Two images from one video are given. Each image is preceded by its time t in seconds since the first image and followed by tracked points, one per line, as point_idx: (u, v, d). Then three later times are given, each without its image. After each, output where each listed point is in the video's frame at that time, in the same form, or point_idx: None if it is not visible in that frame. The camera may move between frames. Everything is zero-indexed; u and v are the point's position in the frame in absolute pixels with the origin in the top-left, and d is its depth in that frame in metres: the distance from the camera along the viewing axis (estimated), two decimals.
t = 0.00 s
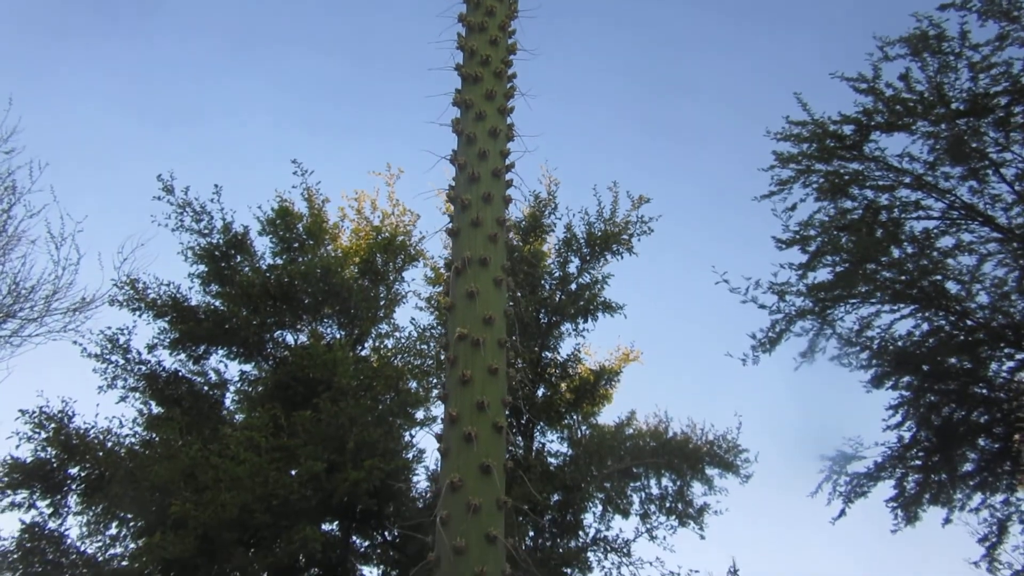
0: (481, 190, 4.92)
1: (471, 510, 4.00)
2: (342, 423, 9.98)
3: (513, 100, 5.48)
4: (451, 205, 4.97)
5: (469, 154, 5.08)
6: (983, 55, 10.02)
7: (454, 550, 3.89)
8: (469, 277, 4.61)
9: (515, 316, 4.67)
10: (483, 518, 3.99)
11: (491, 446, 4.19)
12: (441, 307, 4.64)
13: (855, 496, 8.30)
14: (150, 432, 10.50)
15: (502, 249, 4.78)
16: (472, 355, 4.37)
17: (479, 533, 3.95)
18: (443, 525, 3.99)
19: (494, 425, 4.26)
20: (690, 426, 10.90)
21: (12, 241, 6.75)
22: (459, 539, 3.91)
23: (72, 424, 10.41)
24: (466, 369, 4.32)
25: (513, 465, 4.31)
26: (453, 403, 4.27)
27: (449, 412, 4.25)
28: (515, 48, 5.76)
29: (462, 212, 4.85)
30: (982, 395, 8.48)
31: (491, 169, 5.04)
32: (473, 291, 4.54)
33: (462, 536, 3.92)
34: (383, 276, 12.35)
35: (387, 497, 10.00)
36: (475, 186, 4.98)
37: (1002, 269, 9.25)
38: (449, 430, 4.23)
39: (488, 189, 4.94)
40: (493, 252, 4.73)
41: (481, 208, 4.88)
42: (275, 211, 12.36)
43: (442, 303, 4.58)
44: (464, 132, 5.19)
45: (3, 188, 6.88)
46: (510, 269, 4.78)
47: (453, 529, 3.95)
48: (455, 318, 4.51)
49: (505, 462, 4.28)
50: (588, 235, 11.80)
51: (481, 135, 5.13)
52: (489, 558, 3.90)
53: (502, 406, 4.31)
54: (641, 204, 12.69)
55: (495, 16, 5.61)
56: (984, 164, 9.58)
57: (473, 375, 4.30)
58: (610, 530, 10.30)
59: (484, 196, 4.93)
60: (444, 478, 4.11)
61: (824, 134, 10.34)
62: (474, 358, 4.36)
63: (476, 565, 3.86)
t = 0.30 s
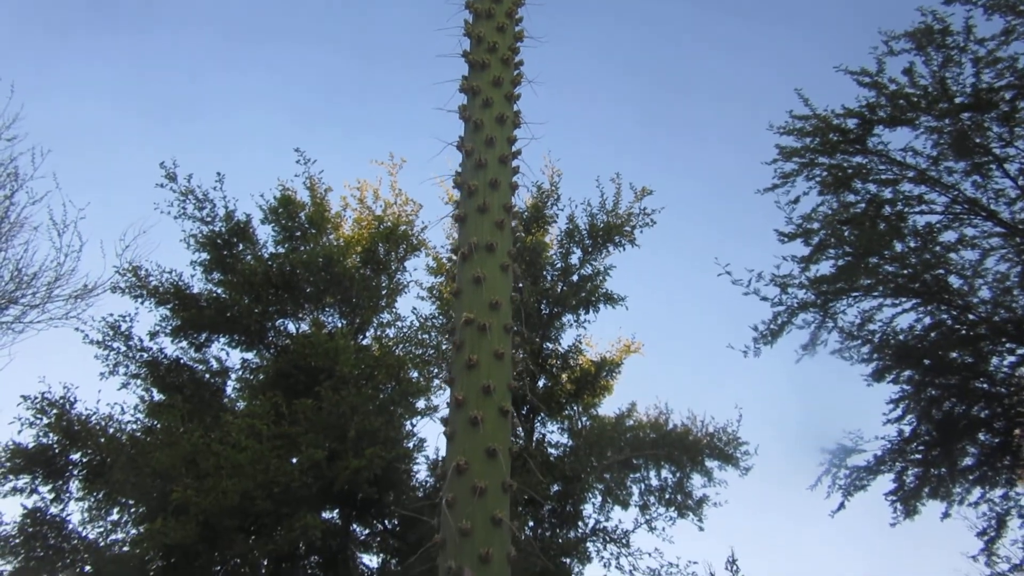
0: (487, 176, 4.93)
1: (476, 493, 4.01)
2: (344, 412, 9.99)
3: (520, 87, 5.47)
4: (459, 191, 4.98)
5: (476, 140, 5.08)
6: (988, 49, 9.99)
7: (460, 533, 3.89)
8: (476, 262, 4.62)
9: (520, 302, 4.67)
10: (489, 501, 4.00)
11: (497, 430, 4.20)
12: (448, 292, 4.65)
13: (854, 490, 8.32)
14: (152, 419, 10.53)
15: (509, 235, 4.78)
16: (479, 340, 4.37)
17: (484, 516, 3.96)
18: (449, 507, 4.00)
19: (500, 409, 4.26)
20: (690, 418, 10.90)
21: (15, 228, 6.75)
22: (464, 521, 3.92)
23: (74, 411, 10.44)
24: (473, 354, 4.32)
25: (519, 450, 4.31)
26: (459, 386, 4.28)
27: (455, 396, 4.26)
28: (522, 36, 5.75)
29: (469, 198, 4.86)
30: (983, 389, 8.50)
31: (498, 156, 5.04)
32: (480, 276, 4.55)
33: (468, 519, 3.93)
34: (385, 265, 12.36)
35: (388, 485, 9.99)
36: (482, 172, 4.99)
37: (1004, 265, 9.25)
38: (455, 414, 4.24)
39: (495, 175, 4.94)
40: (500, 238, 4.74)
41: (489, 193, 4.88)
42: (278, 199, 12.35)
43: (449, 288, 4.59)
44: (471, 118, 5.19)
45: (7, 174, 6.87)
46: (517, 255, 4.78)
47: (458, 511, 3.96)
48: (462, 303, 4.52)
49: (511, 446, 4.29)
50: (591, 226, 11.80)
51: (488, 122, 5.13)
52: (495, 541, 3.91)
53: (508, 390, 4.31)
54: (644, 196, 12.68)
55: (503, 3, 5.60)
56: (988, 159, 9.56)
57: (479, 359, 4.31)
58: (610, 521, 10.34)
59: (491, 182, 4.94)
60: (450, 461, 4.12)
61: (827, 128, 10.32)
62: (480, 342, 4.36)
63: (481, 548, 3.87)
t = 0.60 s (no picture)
0: (495, 161, 4.92)
1: (486, 478, 3.99)
2: (347, 403, 10.02)
3: (528, 72, 5.45)
4: (467, 176, 4.98)
5: (483, 125, 5.06)
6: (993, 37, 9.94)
7: (470, 518, 3.88)
8: (484, 247, 4.61)
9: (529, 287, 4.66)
10: (498, 486, 3.99)
11: (507, 416, 4.18)
12: (456, 278, 4.64)
13: (859, 479, 8.32)
14: (156, 411, 10.56)
15: (517, 221, 4.78)
16: (488, 325, 4.36)
17: (494, 501, 3.95)
18: (458, 493, 3.98)
19: (510, 394, 4.24)
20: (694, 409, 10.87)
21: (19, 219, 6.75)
22: (474, 506, 3.91)
23: (79, 402, 10.47)
24: (482, 339, 4.31)
25: (528, 435, 4.30)
26: (469, 372, 4.27)
27: (464, 381, 4.25)
28: (528, 21, 5.72)
29: (477, 182, 4.85)
30: (988, 378, 8.47)
31: (506, 141, 5.03)
32: (489, 261, 4.54)
33: (478, 503, 3.91)
34: (389, 256, 12.34)
35: (393, 476, 10.01)
36: (490, 157, 4.98)
37: (1009, 254, 9.22)
38: (464, 399, 4.22)
39: (503, 160, 4.93)
40: (508, 223, 4.73)
41: (497, 178, 4.87)
42: (281, 191, 12.35)
43: (458, 273, 4.58)
44: (479, 103, 5.18)
45: (10, 166, 6.87)
46: (526, 240, 4.77)
47: (468, 496, 3.94)
48: (470, 288, 4.51)
49: (521, 432, 4.27)
50: (595, 217, 11.78)
51: (497, 106, 5.11)
52: (505, 526, 3.90)
53: (517, 375, 4.30)
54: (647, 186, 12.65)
55: None
56: (993, 148, 9.52)
57: (488, 345, 4.29)
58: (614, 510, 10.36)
59: (500, 166, 4.93)
60: (460, 446, 4.10)
61: (831, 118, 10.29)
62: (489, 328, 4.35)
63: (491, 533, 3.85)
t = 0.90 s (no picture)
0: (498, 146, 4.92)
1: (488, 462, 3.99)
2: (350, 396, 10.03)
3: (530, 57, 5.45)
4: (470, 162, 4.99)
5: (486, 110, 5.07)
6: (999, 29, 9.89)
7: (472, 501, 3.87)
8: (487, 231, 4.61)
9: (532, 271, 4.65)
10: (501, 470, 3.98)
11: (509, 399, 4.17)
12: (459, 263, 4.64)
13: (861, 471, 8.32)
14: (159, 404, 10.58)
15: (520, 205, 4.78)
16: (491, 309, 4.35)
17: (496, 484, 3.94)
18: (461, 476, 3.97)
19: (512, 378, 4.23)
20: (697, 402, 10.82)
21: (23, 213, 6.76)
22: (477, 490, 3.90)
23: (82, 395, 10.50)
24: (485, 323, 4.30)
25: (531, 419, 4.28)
26: (471, 356, 4.25)
27: (466, 365, 4.24)
28: (531, 7, 5.71)
29: (480, 167, 4.86)
30: (992, 370, 8.49)
31: (509, 126, 5.03)
32: (492, 246, 4.53)
33: (480, 487, 3.90)
34: (392, 249, 12.33)
35: (396, 468, 10.03)
36: (493, 142, 4.98)
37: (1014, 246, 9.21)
38: (467, 384, 4.21)
39: (506, 145, 4.93)
40: (511, 207, 4.73)
41: (500, 163, 4.87)
42: (284, 184, 12.35)
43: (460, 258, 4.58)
44: (481, 88, 5.16)
45: (14, 159, 6.88)
46: (529, 225, 4.77)
47: (471, 479, 3.93)
48: (473, 273, 4.51)
49: (523, 416, 4.26)
50: (598, 210, 11.77)
51: (499, 92, 5.11)
52: (508, 509, 3.89)
53: (520, 359, 4.29)
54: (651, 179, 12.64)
55: None
56: (997, 140, 9.50)
57: (491, 329, 4.28)
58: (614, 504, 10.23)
59: (503, 151, 4.93)
60: (462, 430, 4.09)
61: (835, 110, 10.26)
62: (492, 312, 4.35)
63: (494, 516, 3.85)
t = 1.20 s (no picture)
0: (497, 103, 4.83)
1: (483, 416, 3.87)
2: (351, 376, 10.07)
3: (531, 16, 5.34)
4: (468, 120, 4.89)
5: (485, 67, 4.96)
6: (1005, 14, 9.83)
7: (467, 455, 3.76)
8: (484, 187, 4.52)
9: (530, 228, 4.56)
10: (497, 424, 3.86)
11: (505, 354, 4.05)
12: (456, 219, 4.54)
13: (861, 457, 8.33)
14: (160, 385, 10.60)
15: (518, 162, 4.69)
16: (487, 264, 4.24)
17: (492, 438, 3.82)
18: (456, 430, 3.86)
19: (509, 334, 4.12)
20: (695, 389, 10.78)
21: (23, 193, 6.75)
22: (472, 443, 3.79)
23: (82, 376, 10.52)
24: (481, 278, 4.19)
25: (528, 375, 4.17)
26: (467, 311, 4.14)
27: (462, 320, 4.12)
28: None
29: (477, 124, 4.76)
30: (992, 358, 8.44)
31: (509, 83, 4.94)
32: (489, 201, 4.44)
33: (476, 441, 3.79)
34: (393, 233, 12.32)
35: (396, 450, 10.08)
36: (492, 99, 4.88)
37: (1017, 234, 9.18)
38: (462, 339, 4.10)
39: (505, 102, 4.83)
40: (510, 164, 4.64)
41: (498, 119, 4.78)
42: (285, 167, 12.33)
43: (457, 214, 4.48)
44: (480, 45, 5.05)
45: (15, 139, 6.87)
46: (528, 182, 4.68)
47: (465, 433, 3.82)
48: (470, 228, 4.40)
49: (520, 372, 4.14)
50: (600, 194, 11.74)
51: (499, 49, 4.99)
52: (504, 463, 3.78)
53: (517, 315, 4.17)
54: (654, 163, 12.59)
55: None
56: (1003, 126, 9.46)
57: (488, 283, 4.17)
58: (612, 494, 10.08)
59: (501, 108, 4.84)
60: (457, 384, 3.98)
61: (839, 95, 10.22)
62: (488, 268, 4.23)
63: (489, 469, 3.73)
